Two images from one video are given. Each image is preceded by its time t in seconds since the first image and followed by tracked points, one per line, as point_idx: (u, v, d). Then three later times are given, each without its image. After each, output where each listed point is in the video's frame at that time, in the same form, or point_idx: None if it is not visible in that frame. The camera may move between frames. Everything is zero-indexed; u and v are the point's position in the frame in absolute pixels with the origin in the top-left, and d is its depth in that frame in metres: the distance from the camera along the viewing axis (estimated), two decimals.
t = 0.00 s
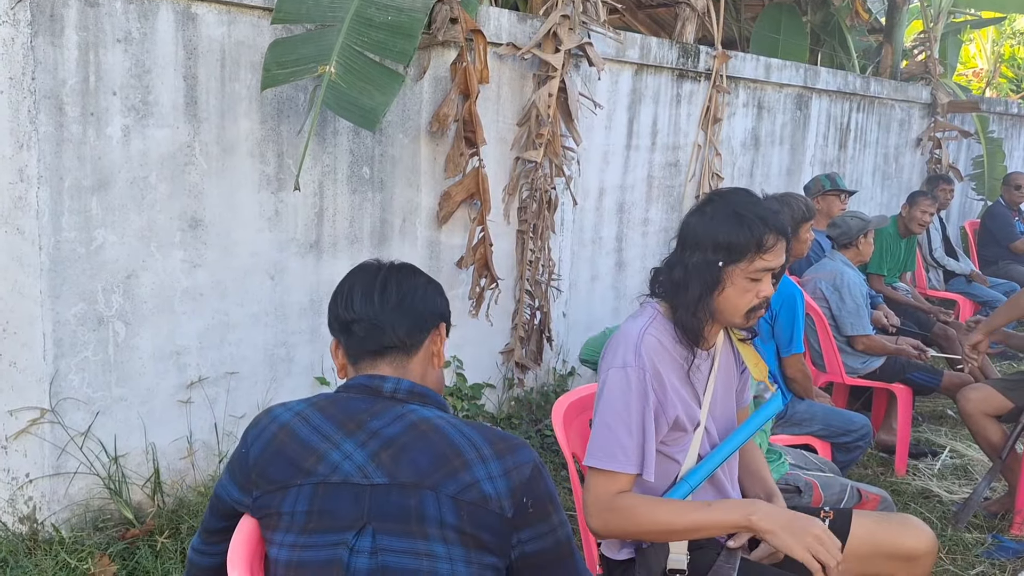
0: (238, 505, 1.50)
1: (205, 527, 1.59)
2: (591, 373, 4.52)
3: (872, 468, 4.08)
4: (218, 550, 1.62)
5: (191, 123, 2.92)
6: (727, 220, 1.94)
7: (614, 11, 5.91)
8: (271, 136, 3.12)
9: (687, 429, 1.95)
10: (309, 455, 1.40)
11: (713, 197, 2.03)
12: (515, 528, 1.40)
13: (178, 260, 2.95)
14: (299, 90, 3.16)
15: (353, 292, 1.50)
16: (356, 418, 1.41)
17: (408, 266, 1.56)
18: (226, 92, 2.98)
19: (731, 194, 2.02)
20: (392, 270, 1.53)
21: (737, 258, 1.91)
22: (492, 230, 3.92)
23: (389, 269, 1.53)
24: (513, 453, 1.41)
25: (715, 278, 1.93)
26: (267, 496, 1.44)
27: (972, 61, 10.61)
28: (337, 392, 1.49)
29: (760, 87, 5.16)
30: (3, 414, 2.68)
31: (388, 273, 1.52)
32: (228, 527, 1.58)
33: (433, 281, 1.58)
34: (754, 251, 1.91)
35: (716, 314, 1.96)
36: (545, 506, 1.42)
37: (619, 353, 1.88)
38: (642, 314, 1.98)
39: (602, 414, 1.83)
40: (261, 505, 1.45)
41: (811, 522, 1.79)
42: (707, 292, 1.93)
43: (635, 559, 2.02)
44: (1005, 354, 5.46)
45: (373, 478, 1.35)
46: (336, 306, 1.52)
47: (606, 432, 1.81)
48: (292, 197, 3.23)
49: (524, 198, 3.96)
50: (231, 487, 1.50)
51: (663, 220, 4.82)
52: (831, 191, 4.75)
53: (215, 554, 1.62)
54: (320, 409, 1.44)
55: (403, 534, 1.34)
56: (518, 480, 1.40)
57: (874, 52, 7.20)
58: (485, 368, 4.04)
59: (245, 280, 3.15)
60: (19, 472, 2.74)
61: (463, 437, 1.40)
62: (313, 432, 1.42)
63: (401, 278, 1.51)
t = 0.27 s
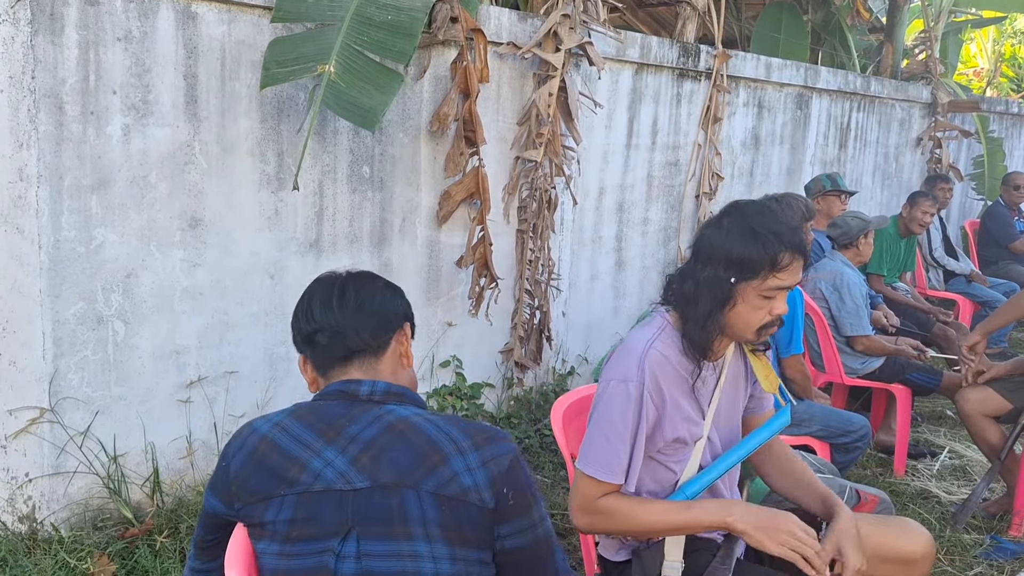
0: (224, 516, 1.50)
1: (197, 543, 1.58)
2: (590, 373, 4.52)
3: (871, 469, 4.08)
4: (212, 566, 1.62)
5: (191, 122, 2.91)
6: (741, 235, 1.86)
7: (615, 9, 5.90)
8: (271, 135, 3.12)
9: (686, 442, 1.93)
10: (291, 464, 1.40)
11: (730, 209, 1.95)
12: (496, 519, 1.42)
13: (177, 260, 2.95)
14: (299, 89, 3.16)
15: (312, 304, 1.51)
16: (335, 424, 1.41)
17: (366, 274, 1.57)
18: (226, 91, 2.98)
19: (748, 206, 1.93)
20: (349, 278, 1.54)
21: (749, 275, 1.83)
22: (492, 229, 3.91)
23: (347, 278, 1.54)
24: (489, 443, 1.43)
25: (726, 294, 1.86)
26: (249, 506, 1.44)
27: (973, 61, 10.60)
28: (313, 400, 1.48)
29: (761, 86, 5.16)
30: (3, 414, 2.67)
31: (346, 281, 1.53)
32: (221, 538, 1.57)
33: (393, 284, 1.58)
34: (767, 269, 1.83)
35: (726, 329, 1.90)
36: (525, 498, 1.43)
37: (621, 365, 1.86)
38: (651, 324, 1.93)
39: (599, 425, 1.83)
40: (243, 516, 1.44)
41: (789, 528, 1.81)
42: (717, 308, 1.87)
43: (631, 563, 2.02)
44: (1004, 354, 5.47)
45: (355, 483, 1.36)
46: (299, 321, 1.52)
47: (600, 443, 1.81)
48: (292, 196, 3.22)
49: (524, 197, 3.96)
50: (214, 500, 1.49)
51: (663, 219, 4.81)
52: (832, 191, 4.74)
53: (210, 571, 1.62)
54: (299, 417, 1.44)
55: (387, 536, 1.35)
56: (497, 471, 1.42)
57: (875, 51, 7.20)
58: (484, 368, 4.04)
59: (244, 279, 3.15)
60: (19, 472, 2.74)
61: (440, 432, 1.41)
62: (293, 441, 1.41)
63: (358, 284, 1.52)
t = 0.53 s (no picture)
0: (226, 523, 1.52)
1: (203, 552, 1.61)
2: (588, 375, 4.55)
3: (867, 472, 4.11)
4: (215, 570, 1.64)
5: (192, 126, 2.94)
6: (769, 266, 1.77)
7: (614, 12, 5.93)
8: (271, 139, 3.14)
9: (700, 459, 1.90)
10: (284, 471, 1.42)
11: (756, 234, 1.85)
12: (481, 513, 1.44)
13: (178, 263, 2.98)
14: (299, 94, 3.18)
15: (284, 320, 1.53)
16: (323, 431, 1.43)
17: (331, 283, 1.59)
18: (227, 95, 3.01)
19: (777, 233, 1.83)
20: (315, 290, 1.56)
21: (777, 309, 1.75)
22: (491, 232, 3.94)
23: (314, 290, 1.56)
24: (469, 437, 1.46)
25: (751, 327, 1.78)
26: (244, 513, 1.46)
27: (972, 63, 10.64)
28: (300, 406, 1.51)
29: (759, 90, 5.18)
30: (5, 415, 2.70)
31: (314, 293, 1.55)
32: (225, 545, 1.59)
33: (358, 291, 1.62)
34: (797, 303, 1.75)
35: (750, 361, 1.83)
36: (506, 493, 1.46)
37: (633, 379, 1.84)
38: (672, 340, 1.89)
39: (608, 438, 1.82)
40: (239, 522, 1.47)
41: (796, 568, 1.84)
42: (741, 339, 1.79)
43: (629, 568, 2.04)
44: (1000, 357, 5.50)
45: (344, 489, 1.39)
46: (273, 338, 1.54)
47: (606, 457, 1.81)
48: (292, 200, 3.25)
49: (523, 200, 3.98)
50: (213, 507, 1.51)
51: (661, 222, 4.84)
52: (829, 195, 4.75)
53: None
54: (288, 423, 1.47)
55: (378, 539, 1.38)
56: (477, 464, 1.44)
57: (873, 55, 7.22)
58: (483, 370, 4.07)
59: (244, 282, 3.17)
60: (21, 472, 2.76)
61: (421, 431, 1.44)
62: (284, 447, 1.44)
63: (326, 294, 1.54)
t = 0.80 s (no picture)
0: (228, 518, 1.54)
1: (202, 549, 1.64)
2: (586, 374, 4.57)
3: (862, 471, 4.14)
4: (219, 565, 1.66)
5: (192, 125, 2.96)
6: (815, 295, 1.75)
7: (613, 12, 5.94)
8: (272, 138, 3.16)
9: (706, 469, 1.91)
10: (280, 470, 1.44)
11: (801, 261, 1.83)
12: (475, 498, 1.47)
13: (178, 260, 3.00)
14: (299, 93, 3.20)
15: (283, 322, 1.55)
16: (317, 428, 1.46)
17: (331, 286, 1.61)
18: (227, 94, 3.02)
19: (822, 262, 1.82)
20: (315, 292, 1.59)
21: (816, 337, 1.73)
22: (490, 231, 3.96)
23: (314, 291, 1.59)
24: (456, 426, 1.50)
25: (787, 352, 1.76)
26: (244, 509, 1.48)
27: (970, 65, 10.67)
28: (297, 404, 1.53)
29: (757, 91, 5.21)
30: (6, 411, 2.72)
31: (313, 295, 1.58)
32: (228, 540, 1.61)
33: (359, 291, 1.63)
34: (835, 335, 1.73)
35: (778, 386, 1.81)
36: (502, 471, 1.49)
37: (647, 380, 1.86)
38: (689, 346, 1.92)
39: (618, 437, 1.84)
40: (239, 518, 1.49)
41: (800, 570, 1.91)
42: (775, 365, 1.77)
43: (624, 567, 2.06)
44: (997, 358, 5.53)
45: (335, 487, 1.41)
46: (273, 339, 1.57)
47: (617, 456, 1.82)
48: (292, 198, 3.27)
49: (522, 200, 3.99)
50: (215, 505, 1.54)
51: (659, 222, 4.86)
52: (827, 196, 4.78)
53: None
54: (288, 419, 1.49)
55: (371, 534, 1.40)
56: (467, 451, 1.48)
57: (872, 56, 7.25)
58: (481, 368, 4.09)
59: (244, 280, 3.19)
60: (22, 467, 2.79)
61: (408, 425, 1.47)
62: (281, 444, 1.46)
63: (325, 296, 1.57)
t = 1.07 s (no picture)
0: (223, 517, 1.52)
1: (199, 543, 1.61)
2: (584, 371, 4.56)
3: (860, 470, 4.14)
4: (218, 563, 1.64)
5: (191, 119, 2.94)
6: (844, 310, 1.71)
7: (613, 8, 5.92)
8: (270, 132, 3.15)
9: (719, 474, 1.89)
10: (276, 468, 1.43)
11: (829, 272, 1.79)
12: (480, 467, 1.51)
13: (176, 255, 2.98)
14: (298, 87, 3.19)
15: (277, 320, 1.56)
16: (310, 425, 1.44)
17: (324, 286, 1.63)
18: (226, 88, 3.01)
19: (851, 274, 1.77)
20: (309, 291, 1.60)
21: (843, 352, 1.70)
22: (489, 228, 3.95)
23: (307, 291, 1.60)
24: (451, 403, 1.52)
25: (812, 366, 1.73)
26: (241, 509, 1.46)
27: (970, 64, 10.66)
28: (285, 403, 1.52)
29: (757, 88, 5.19)
30: (2, 406, 2.70)
31: (306, 294, 1.59)
32: (225, 538, 1.59)
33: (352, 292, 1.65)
34: (862, 351, 1.70)
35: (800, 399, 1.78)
36: (494, 430, 1.54)
37: (661, 381, 1.86)
38: (708, 348, 1.90)
39: (630, 437, 1.85)
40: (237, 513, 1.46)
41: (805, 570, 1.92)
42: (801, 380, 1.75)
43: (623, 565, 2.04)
44: (995, 357, 5.53)
45: (337, 482, 1.40)
46: (266, 338, 1.58)
47: (627, 457, 1.83)
48: (290, 193, 3.26)
49: (522, 196, 3.99)
50: (208, 504, 1.52)
51: (659, 220, 4.85)
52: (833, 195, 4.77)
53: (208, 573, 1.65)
54: (279, 418, 1.47)
55: (375, 526, 1.41)
56: (466, 424, 1.51)
57: (872, 54, 7.23)
58: (480, 365, 4.08)
59: (242, 275, 3.18)
60: (19, 462, 2.77)
61: (402, 413, 1.47)
62: (274, 444, 1.44)
63: (319, 295, 1.58)
